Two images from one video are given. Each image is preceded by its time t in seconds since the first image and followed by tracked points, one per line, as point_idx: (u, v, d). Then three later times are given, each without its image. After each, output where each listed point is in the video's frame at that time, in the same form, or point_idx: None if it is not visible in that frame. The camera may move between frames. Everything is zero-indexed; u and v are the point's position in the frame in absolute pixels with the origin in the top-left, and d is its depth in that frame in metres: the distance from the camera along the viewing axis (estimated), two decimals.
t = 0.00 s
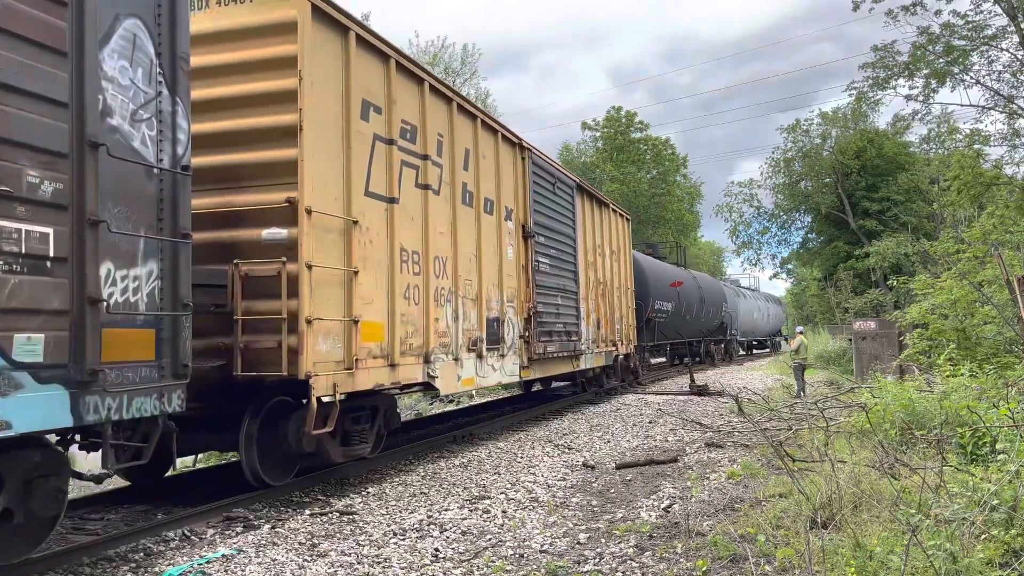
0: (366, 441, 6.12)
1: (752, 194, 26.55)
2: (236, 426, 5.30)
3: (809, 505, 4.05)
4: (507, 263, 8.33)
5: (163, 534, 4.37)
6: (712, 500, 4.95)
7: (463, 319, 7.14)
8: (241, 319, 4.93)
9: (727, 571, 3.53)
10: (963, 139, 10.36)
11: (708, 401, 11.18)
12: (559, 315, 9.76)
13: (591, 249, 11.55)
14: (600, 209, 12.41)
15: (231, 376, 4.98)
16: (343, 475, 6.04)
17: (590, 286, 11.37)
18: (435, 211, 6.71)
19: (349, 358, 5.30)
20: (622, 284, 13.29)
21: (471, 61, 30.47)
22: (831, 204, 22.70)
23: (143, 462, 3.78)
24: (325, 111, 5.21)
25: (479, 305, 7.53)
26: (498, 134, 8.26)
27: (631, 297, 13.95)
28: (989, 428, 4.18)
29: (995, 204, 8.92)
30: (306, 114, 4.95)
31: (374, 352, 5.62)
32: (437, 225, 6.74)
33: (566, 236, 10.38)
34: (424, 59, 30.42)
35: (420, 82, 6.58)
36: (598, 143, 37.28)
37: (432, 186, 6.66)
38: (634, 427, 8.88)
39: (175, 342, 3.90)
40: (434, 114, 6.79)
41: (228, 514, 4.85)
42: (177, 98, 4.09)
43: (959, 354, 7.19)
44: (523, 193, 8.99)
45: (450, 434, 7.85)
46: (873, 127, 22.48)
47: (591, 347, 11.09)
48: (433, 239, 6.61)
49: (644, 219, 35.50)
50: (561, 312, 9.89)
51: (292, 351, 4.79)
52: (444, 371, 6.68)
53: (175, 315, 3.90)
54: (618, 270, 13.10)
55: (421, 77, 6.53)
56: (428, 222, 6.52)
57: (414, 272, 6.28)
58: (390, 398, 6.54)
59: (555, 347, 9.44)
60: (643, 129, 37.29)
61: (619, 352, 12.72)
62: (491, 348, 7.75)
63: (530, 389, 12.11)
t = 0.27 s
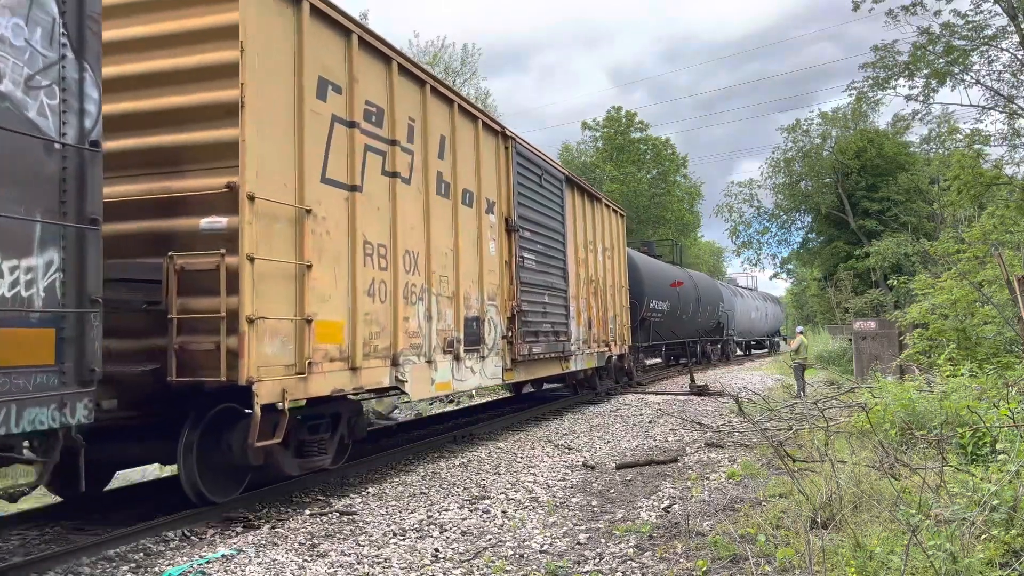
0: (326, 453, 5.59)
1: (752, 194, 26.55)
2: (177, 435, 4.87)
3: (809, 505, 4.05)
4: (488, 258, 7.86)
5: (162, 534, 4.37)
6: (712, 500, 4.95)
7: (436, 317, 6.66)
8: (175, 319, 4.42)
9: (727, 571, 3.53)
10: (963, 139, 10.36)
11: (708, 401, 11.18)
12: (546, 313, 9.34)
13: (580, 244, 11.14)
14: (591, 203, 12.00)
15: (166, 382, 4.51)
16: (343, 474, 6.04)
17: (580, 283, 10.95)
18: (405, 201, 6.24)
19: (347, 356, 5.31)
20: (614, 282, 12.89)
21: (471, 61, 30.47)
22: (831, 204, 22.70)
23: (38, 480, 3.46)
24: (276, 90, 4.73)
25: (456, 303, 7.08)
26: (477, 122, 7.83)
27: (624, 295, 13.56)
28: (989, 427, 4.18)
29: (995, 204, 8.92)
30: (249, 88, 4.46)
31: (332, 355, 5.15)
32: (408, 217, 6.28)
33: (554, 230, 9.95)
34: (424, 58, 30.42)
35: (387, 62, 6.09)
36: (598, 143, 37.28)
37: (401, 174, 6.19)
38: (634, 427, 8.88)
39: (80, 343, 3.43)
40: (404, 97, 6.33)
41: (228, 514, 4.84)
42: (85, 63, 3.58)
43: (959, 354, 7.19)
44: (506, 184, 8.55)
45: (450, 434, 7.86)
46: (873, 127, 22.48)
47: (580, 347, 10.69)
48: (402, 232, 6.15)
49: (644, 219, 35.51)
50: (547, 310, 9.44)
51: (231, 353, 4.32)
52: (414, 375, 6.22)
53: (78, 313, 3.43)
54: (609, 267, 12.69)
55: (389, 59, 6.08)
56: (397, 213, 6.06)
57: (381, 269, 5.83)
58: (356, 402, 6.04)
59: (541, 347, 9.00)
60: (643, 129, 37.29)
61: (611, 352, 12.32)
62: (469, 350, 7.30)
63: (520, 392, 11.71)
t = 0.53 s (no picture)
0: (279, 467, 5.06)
1: (752, 194, 26.51)
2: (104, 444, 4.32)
3: (809, 506, 4.05)
4: (466, 253, 7.34)
5: (162, 534, 4.37)
6: (712, 500, 4.95)
7: (406, 315, 6.12)
8: (95, 318, 3.96)
9: (728, 571, 3.53)
10: (963, 139, 10.37)
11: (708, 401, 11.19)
12: (533, 311, 8.83)
13: (570, 239, 10.66)
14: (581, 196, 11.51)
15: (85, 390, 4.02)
16: (343, 475, 6.04)
17: (570, 279, 10.47)
18: (370, 189, 5.70)
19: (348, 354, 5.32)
20: (605, 279, 12.43)
21: (470, 61, 30.47)
22: (831, 205, 22.70)
23: None
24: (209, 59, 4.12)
25: (429, 301, 6.55)
26: (453, 107, 7.27)
27: (616, 294, 13.13)
28: (989, 428, 4.18)
29: (995, 204, 8.92)
30: (176, 57, 3.87)
31: (281, 358, 4.60)
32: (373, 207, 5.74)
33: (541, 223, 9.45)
34: (424, 58, 30.42)
35: (348, 38, 5.51)
36: (598, 143, 37.28)
37: (364, 159, 5.64)
38: (634, 426, 8.88)
39: None
40: (369, 76, 5.79)
41: (227, 514, 4.85)
42: None
43: (959, 354, 7.19)
44: (487, 174, 8.03)
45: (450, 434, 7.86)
46: (874, 127, 22.49)
47: (570, 347, 10.22)
48: (365, 224, 5.59)
49: (644, 219, 35.53)
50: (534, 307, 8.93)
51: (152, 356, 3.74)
52: (379, 379, 5.69)
53: None
54: (601, 263, 12.21)
55: (348, 32, 5.48)
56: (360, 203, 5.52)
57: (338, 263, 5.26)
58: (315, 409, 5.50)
59: (527, 347, 8.47)
60: (643, 129, 37.30)
61: (603, 352, 11.87)
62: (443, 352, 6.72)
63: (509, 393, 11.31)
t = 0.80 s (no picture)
0: (221, 485, 4.57)
1: (752, 195, 26.37)
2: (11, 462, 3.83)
3: (809, 505, 4.05)
4: (442, 247, 6.81)
5: (163, 534, 4.37)
6: (712, 500, 4.95)
7: (369, 314, 5.57)
8: None
9: (728, 571, 3.53)
10: (963, 139, 10.37)
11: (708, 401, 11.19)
12: (516, 309, 8.34)
13: (557, 234, 10.20)
14: (569, 189, 11.05)
15: None
16: (343, 475, 6.04)
17: (558, 276, 9.99)
18: (327, 175, 5.17)
19: (347, 353, 5.25)
20: (595, 277, 11.98)
21: (470, 61, 30.47)
22: (831, 205, 22.71)
23: None
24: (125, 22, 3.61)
25: (399, 299, 6.00)
26: (428, 91, 6.75)
27: (609, 292, 12.75)
28: (989, 428, 4.18)
29: (995, 203, 8.92)
30: (81, 18, 3.36)
31: (217, 361, 4.07)
32: (332, 194, 5.21)
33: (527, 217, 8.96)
34: (424, 59, 30.41)
35: (303, 10, 4.99)
36: (598, 143, 37.29)
37: (321, 142, 5.11)
38: (634, 426, 8.88)
39: None
40: (328, 51, 5.28)
41: (227, 514, 4.85)
42: None
43: (959, 354, 7.19)
44: (465, 164, 7.51)
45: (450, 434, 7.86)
46: (874, 127, 22.49)
47: (558, 348, 9.76)
48: (322, 214, 5.06)
49: (644, 219, 35.54)
50: (518, 305, 8.44)
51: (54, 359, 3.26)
52: (337, 384, 5.13)
53: None
54: (591, 260, 11.76)
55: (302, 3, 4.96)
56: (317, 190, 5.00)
57: (290, 255, 4.73)
58: (265, 419, 5.00)
59: (510, 348, 7.95)
60: (643, 129, 37.30)
61: (593, 353, 11.42)
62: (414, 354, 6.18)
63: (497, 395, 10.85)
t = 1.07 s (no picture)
0: (151, 505, 3.96)
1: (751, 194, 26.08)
2: None
3: (809, 506, 4.05)
4: (414, 240, 6.25)
5: (163, 534, 4.37)
6: (712, 500, 4.95)
7: (328, 311, 5.02)
8: None
9: (728, 571, 3.53)
10: (963, 139, 10.38)
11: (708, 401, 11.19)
12: (499, 308, 7.83)
13: (545, 228, 9.71)
14: (557, 182, 10.56)
15: None
16: (343, 475, 6.04)
17: (546, 274, 9.52)
18: (276, 158, 4.61)
19: (350, 354, 5.26)
20: (586, 275, 11.50)
21: (470, 61, 30.48)
22: (831, 204, 22.71)
23: None
24: None
25: (363, 297, 5.45)
26: (398, 71, 6.19)
27: (602, 292, 12.32)
28: (989, 428, 4.18)
29: (995, 203, 8.92)
30: None
31: (137, 365, 3.51)
32: (281, 179, 4.66)
33: (512, 209, 8.44)
34: (424, 59, 30.42)
35: None
36: (598, 143, 37.30)
37: (267, 121, 4.54)
38: (634, 427, 8.88)
39: None
40: (278, 21, 4.70)
41: (228, 514, 4.85)
42: None
43: (959, 354, 7.19)
44: (441, 151, 6.94)
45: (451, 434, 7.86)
46: (874, 127, 22.49)
47: (547, 350, 9.29)
48: (269, 202, 4.51)
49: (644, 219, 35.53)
50: (501, 303, 7.92)
51: None
52: (287, 393, 4.56)
53: None
54: (582, 256, 11.29)
55: None
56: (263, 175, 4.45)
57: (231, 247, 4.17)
58: (207, 428, 4.40)
59: (491, 349, 7.42)
60: (643, 129, 37.30)
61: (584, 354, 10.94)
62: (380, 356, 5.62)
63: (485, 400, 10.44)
